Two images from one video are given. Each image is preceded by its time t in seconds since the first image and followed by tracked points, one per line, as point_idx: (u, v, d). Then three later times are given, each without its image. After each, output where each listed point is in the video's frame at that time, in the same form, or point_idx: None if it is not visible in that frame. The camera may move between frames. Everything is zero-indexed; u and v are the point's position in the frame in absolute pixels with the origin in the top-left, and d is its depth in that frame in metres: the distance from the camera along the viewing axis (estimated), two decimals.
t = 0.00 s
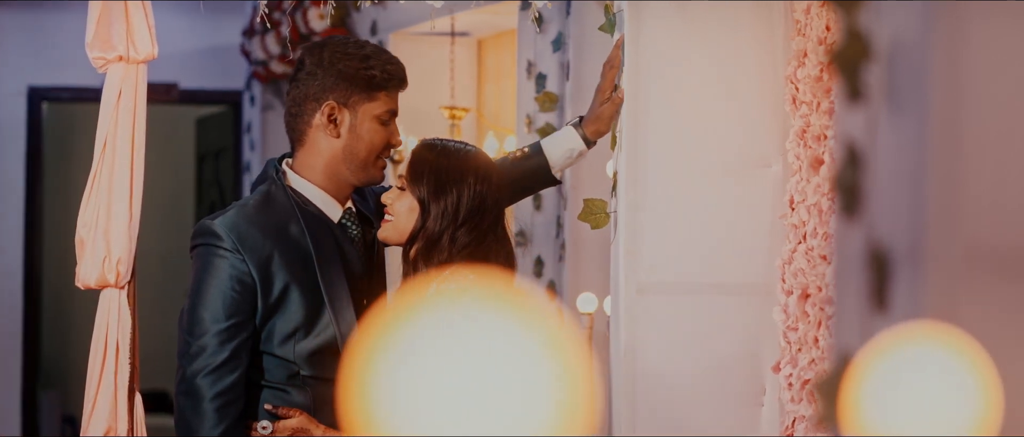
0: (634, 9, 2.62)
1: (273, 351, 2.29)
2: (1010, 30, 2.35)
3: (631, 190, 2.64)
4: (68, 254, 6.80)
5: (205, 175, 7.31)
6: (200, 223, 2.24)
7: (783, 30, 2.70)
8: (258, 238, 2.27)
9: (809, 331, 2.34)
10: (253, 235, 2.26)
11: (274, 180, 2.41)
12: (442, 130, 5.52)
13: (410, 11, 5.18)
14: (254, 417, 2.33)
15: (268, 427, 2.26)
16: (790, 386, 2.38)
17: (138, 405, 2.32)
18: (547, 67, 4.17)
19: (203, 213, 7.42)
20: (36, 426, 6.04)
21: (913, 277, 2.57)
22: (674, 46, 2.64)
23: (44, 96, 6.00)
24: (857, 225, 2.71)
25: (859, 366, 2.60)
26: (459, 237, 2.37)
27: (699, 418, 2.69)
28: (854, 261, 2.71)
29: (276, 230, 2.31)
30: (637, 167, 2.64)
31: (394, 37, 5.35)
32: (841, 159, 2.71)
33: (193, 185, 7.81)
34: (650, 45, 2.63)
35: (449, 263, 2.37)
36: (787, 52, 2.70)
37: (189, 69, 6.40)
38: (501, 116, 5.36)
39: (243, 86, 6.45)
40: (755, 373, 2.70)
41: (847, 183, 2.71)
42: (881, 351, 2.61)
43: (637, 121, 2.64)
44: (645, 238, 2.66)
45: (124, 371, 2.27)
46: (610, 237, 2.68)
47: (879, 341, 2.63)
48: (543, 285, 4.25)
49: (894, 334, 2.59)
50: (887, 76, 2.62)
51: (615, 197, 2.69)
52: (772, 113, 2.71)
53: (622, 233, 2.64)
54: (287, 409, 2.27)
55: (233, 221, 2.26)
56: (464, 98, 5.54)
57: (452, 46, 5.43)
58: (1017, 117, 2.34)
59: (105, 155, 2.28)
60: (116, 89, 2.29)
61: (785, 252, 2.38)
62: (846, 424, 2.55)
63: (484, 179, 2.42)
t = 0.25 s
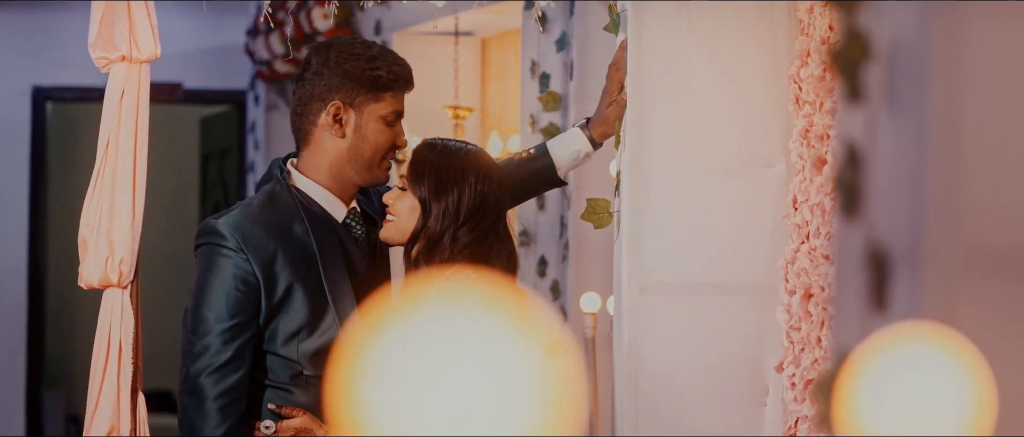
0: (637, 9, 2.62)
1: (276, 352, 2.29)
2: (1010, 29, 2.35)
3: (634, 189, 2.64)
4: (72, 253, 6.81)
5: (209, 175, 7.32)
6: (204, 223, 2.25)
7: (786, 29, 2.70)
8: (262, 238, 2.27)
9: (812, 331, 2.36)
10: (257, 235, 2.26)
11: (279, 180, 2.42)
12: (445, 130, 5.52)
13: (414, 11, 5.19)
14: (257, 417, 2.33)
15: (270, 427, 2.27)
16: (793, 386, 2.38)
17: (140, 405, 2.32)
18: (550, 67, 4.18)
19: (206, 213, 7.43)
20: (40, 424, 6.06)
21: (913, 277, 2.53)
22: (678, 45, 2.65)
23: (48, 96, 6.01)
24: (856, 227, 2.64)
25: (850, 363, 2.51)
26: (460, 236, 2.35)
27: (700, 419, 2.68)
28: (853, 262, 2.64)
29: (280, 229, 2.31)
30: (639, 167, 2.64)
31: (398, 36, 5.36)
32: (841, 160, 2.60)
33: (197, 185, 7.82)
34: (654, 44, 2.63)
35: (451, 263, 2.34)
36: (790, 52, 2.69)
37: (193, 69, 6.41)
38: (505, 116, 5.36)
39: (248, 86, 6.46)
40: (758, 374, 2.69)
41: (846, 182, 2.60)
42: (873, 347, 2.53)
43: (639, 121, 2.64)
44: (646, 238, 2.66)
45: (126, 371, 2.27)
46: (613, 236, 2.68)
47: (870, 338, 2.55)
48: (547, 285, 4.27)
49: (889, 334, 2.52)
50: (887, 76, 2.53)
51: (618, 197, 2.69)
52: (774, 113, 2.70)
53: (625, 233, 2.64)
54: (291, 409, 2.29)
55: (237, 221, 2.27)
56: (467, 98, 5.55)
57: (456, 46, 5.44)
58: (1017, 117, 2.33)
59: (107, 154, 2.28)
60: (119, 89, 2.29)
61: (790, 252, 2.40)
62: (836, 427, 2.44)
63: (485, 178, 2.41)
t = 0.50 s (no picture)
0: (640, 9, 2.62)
1: (279, 353, 2.29)
2: (1009, 30, 2.33)
3: (637, 188, 2.64)
4: (76, 253, 6.83)
5: (213, 175, 7.33)
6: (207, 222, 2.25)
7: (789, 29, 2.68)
8: (265, 238, 2.27)
9: (815, 331, 2.36)
10: (260, 234, 2.27)
11: (283, 180, 2.42)
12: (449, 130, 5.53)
13: (417, 11, 5.20)
14: (259, 417, 2.33)
15: (273, 427, 2.28)
16: (795, 386, 2.37)
17: (143, 406, 2.30)
18: (554, 67, 4.18)
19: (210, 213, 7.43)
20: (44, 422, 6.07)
21: (913, 277, 2.51)
22: (681, 46, 2.65)
23: (52, 96, 6.03)
24: (855, 226, 2.58)
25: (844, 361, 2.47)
26: (462, 235, 2.34)
27: (703, 418, 2.68)
28: (852, 260, 2.58)
29: (283, 229, 2.32)
30: (642, 167, 2.64)
31: (402, 37, 5.36)
32: (840, 160, 2.54)
33: (201, 185, 7.83)
34: (658, 45, 2.64)
35: (452, 262, 2.33)
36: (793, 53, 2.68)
37: (197, 69, 6.42)
38: (510, 116, 5.37)
39: (252, 86, 6.46)
40: (761, 374, 2.69)
41: (846, 184, 2.54)
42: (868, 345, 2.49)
43: (642, 121, 2.65)
44: (649, 237, 2.65)
45: (129, 371, 2.25)
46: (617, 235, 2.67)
47: (866, 337, 2.51)
48: (550, 285, 4.28)
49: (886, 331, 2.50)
50: (886, 75, 2.50)
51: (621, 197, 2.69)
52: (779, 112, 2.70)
53: (628, 233, 2.64)
54: (293, 408, 2.30)
55: (240, 221, 2.27)
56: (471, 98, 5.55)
57: (460, 46, 5.44)
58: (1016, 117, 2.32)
59: (111, 153, 2.28)
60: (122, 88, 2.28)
61: (792, 252, 2.39)
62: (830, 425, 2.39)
63: (485, 176, 2.40)
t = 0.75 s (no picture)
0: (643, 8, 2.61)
1: (282, 353, 2.29)
2: (1009, 30, 2.35)
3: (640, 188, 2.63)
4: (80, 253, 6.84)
5: (217, 175, 7.34)
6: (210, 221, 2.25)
7: (791, 28, 2.69)
8: (267, 238, 2.27)
9: (817, 331, 2.38)
10: (262, 234, 2.27)
11: (285, 180, 2.42)
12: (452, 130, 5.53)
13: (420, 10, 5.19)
14: (262, 416, 2.32)
15: (276, 426, 2.26)
16: (798, 386, 2.43)
17: (146, 405, 2.28)
18: (557, 67, 4.18)
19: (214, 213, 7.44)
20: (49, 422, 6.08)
21: (912, 278, 2.59)
22: (684, 46, 2.64)
23: (56, 96, 6.04)
24: (855, 225, 2.75)
25: (842, 357, 2.69)
26: (464, 234, 2.35)
27: (705, 418, 2.69)
28: (853, 258, 2.76)
29: (286, 229, 2.32)
30: (645, 166, 2.63)
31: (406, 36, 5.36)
32: (841, 160, 2.76)
33: (204, 184, 7.84)
34: (661, 45, 2.63)
35: (455, 261, 2.34)
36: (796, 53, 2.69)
37: (201, 69, 6.42)
38: (513, 116, 5.37)
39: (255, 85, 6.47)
40: (764, 373, 2.70)
41: (847, 184, 2.76)
42: (868, 343, 2.68)
43: (645, 121, 2.64)
44: (652, 238, 2.65)
45: (132, 370, 2.25)
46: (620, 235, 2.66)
47: (864, 334, 2.70)
48: (553, 284, 4.26)
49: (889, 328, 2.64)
50: (886, 74, 2.65)
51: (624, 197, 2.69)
52: (783, 112, 2.71)
53: (631, 233, 2.64)
54: (296, 409, 2.28)
55: (243, 221, 2.27)
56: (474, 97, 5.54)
57: (463, 45, 5.44)
58: (1017, 118, 2.33)
59: (113, 153, 2.26)
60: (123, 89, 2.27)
61: (795, 250, 2.43)
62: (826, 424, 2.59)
63: (486, 174, 2.40)
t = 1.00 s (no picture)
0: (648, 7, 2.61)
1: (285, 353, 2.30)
2: (1009, 30, 2.40)
3: (644, 188, 2.63)
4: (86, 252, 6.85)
5: (222, 174, 7.35)
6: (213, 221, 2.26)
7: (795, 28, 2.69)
8: (271, 238, 2.28)
9: (820, 331, 2.42)
10: (265, 234, 2.27)
11: (290, 180, 2.44)
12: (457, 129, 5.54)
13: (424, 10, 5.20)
14: (264, 415, 2.33)
15: (280, 426, 2.31)
16: (802, 385, 2.46)
17: (149, 405, 2.29)
18: (562, 66, 4.18)
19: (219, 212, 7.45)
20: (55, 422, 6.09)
21: (911, 278, 2.60)
22: (688, 46, 2.64)
23: (61, 96, 6.04)
24: (853, 225, 2.75)
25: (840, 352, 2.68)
26: (467, 232, 2.33)
27: (710, 417, 2.68)
28: (851, 258, 2.75)
29: (289, 229, 2.32)
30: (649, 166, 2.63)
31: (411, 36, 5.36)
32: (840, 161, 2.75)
33: (208, 184, 7.85)
34: (666, 45, 2.63)
35: (458, 260, 2.33)
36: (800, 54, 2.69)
37: (205, 68, 6.42)
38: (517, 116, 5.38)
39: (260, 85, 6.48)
40: (768, 372, 2.69)
41: (846, 184, 2.75)
42: (863, 339, 2.67)
43: (649, 121, 2.64)
44: (655, 238, 2.65)
45: (135, 370, 2.25)
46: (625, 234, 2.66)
47: (863, 331, 2.68)
48: (557, 284, 4.27)
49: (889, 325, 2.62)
50: (884, 74, 2.65)
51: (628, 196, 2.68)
52: (786, 112, 2.70)
53: (635, 233, 2.63)
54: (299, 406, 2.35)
55: (246, 221, 2.27)
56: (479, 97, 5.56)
57: (468, 45, 5.44)
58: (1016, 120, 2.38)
59: (116, 152, 2.26)
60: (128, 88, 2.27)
61: (799, 251, 2.45)
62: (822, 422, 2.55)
63: (487, 171, 2.38)
